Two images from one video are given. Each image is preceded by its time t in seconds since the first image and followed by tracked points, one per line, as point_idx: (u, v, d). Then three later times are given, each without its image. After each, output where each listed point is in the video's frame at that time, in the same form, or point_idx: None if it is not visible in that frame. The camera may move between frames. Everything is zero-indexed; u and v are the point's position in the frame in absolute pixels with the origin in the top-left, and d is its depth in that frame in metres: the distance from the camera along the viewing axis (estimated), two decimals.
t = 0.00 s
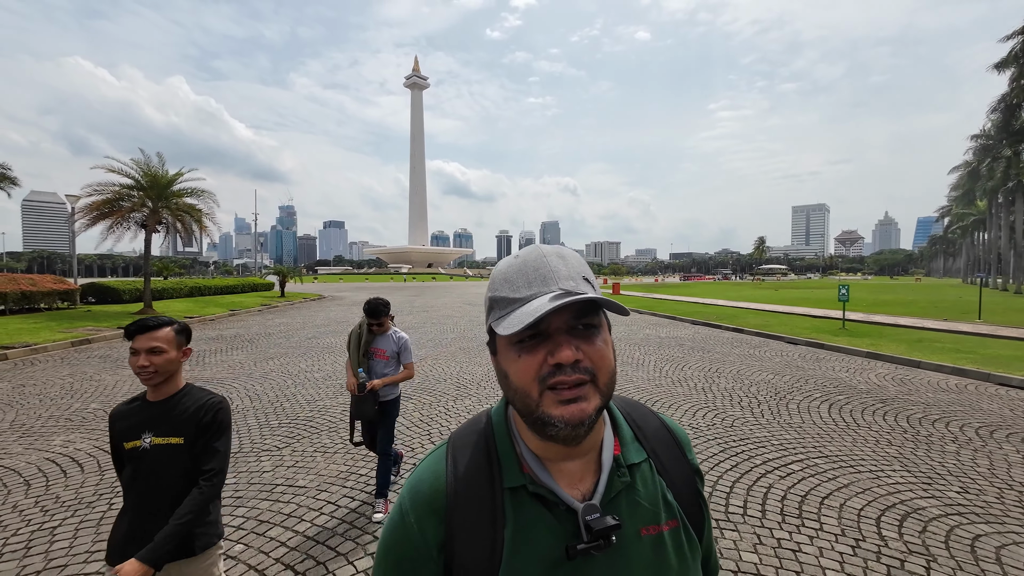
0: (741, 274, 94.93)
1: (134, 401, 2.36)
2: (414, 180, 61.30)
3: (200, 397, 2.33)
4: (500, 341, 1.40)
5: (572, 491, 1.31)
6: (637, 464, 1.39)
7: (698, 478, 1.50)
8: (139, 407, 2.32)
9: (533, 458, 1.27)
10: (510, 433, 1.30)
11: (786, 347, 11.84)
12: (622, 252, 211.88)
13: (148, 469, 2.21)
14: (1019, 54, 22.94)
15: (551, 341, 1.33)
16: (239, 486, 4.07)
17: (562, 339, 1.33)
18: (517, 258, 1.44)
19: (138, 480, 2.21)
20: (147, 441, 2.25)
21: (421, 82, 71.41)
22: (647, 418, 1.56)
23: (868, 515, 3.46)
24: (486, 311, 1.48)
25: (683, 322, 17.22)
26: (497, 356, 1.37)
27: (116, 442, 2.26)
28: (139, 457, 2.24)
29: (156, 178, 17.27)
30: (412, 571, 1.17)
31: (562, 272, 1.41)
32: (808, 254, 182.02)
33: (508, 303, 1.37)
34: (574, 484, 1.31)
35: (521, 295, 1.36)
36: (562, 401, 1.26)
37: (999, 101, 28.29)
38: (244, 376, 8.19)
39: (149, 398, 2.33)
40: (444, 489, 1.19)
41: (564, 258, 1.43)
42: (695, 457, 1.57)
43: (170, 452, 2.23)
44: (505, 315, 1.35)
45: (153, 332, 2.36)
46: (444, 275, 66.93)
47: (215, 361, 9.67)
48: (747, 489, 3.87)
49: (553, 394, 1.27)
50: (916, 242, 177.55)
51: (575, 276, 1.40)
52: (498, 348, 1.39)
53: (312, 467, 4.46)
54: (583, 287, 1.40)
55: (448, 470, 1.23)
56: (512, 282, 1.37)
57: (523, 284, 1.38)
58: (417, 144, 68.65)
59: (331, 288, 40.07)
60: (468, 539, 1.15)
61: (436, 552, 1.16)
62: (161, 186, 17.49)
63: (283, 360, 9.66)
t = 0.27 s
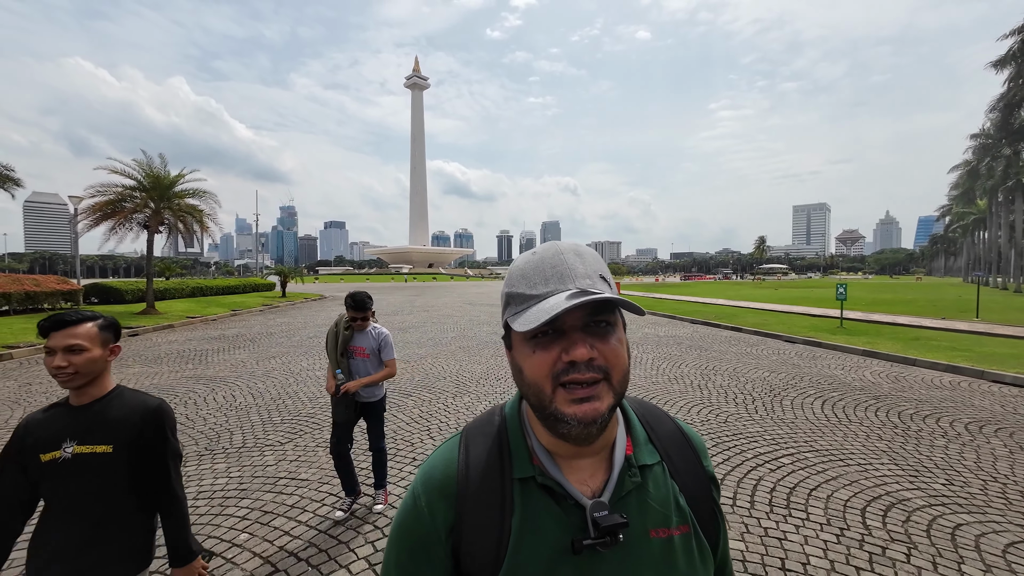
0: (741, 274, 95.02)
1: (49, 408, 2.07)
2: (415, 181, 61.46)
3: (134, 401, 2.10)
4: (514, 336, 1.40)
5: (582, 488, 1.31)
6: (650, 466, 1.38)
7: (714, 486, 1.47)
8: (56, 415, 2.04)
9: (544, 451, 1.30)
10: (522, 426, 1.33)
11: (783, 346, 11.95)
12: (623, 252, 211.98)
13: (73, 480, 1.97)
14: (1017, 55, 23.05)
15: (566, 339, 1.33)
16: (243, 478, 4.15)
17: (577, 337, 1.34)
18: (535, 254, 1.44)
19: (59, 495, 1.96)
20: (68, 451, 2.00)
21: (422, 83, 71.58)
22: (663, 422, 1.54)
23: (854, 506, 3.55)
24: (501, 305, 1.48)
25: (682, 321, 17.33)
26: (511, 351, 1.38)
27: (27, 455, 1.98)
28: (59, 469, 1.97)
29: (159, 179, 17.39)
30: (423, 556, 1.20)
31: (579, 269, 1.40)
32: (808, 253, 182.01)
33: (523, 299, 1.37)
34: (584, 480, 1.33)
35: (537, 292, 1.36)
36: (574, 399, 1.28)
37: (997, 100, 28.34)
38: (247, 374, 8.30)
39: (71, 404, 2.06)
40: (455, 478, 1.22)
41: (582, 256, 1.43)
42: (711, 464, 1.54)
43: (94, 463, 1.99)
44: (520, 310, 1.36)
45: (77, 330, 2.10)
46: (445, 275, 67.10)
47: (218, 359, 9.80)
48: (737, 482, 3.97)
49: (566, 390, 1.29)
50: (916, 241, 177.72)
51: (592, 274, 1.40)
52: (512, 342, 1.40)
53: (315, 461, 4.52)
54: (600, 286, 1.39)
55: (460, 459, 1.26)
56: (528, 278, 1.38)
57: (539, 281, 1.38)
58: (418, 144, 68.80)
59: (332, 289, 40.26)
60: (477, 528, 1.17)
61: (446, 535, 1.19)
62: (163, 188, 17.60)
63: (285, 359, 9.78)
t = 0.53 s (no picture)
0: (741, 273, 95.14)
1: None
2: (414, 181, 61.63)
3: (57, 435, 1.97)
4: (522, 342, 1.43)
5: (588, 500, 1.31)
6: (659, 480, 1.37)
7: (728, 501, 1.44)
8: None
9: (549, 459, 1.30)
10: (529, 435, 1.33)
11: (779, 345, 12.05)
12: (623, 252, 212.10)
13: None
14: (1012, 55, 23.19)
15: (573, 344, 1.35)
16: (244, 475, 4.26)
17: (583, 343, 1.35)
18: (544, 259, 1.47)
19: None
20: None
21: (421, 84, 71.72)
22: (676, 433, 1.52)
23: (835, 500, 3.67)
24: (509, 310, 1.51)
25: (679, 321, 17.45)
26: (519, 356, 1.40)
27: None
28: None
29: (159, 182, 17.52)
30: (426, 562, 1.21)
31: (587, 275, 1.42)
32: (808, 253, 182.18)
33: (531, 304, 1.40)
34: (591, 492, 1.32)
35: (544, 296, 1.39)
36: (580, 405, 1.28)
37: (994, 100, 28.41)
38: (247, 374, 8.43)
39: None
40: (459, 484, 1.23)
41: (590, 261, 1.45)
42: (727, 478, 1.51)
43: (18, 511, 1.90)
44: (528, 313, 1.39)
45: None
46: (444, 276, 67.31)
47: (219, 360, 9.93)
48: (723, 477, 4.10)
49: (572, 397, 1.29)
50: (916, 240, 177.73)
51: (600, 280, 1.42)
52: (519, 348, 1.42)
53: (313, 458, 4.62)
54: (608, 292, 1.42)
55: (465, 467, 1.26)
56: (536, 283, 1.41)
57: (547, 286, 1.40)
58: (417, 145, 68.97)
59: (333, 290, 40.45)
60: (479, 537, 1.16)
61: (448, 543, 1.19)
62: (164, 191, 17.72)
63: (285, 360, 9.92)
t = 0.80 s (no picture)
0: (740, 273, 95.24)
1: None
2: (414, 183, 61.78)
3: None
4: (528, 336, 1.39)
5: (596, 495, 1.29)
6: (672, 478, 1.32)
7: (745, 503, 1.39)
8: None
9: (557, 455, 1.27)
10: (536, 430, 1.31)
11: (775, 344, 12.14)
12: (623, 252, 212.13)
13: None
14: (1007, 54, 23.32)
15: (578, 341, 1.31)
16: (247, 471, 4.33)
17: (588, 339, 1.30)
18: (549, 252, 1.41)
19: None
20: None
21: (420, 85, 71.87)
22: (691, 432, 1.46)
23: (820, 493, 3.79)
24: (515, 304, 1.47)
25: (678, 320, 17.55)
26: (524, 351, 1.37)
27: None
28: None
29: (161, 185, 17.67)
30: (432, 555, 1.20)
31: (593, 268, 1.36)
32: (808, 252, 182.34)
33: (535, 299, 1.35)
34: (599, 488, 1.29)
35: (548, 291, 1.33)
36: (584, 403, 1.24)
37: (989, 100, 28.57)
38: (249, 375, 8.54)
39: None
40: (466, 477, 1.23)
41: (597, 255, 1.39)
42: (744, 478, 1.45)
43: None
44: (531, 309, 1.35)
45: None
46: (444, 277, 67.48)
47: (221, 361, 10.04)
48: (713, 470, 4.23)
49: (577, 395, 1.25)
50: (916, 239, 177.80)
51: (606, 273, 1.36)
52: (525, 342, 1.39)
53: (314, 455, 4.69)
54: (615, 287, 1.35)
55: (472, 457, 1.26)
56: (541, 277, 1.35)
57: (551, 280, 1.34)
58: (417, 146, 69.12)
59: (333, 292, 40.59)
60: (486, 530, 1.17)
61: (453, 535, 1.19)
62: (165, 193, 17.89)
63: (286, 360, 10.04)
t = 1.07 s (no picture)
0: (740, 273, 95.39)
1: None
2: (414, 183, 61.89)
3: None
4: (524, 324, 1.36)
5: (592, 483, 1.26)
6: (666, 465, 1.30)
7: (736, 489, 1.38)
8: None
9: (554, 442, 1.25)
10: (532, 417, 1.29)
11: (772, 342, 12.26)
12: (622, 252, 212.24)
13: None
14: (1004, 55, 23.45)
15: (574, 330, 1.28)
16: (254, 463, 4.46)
17: (583, 329, 1.28)
18: (546, 241, 1.36)
19: None
20: None
21: (420, 85, 71.97)
22: (684, 419, 1.44)
23: (807, 482, 3.93)
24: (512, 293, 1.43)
25: (677, 319, 17.66)
26: (520, 339, 1.34)
27: None
28: None
29: (163, 187, 17.78)
30: (429, 543, 1.18)
31: (591, 258, 1.33)
32: (808, 251, 182.51)
33: (532, 288, 1.31)
34: (596, 476, 1.26)
35: (546, 280, 1.29)
36: (580, 392, 1.22)
37: (986, 99, 28.68)
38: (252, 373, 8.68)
39: None
40: (465, 464, 1.21)
41: (595, 244, 1.35)
42: (735, 464, 1.44)
43: None
44: (528, 298, 1.31)
45: None
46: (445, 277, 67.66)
47: (224, 360, 10.17)
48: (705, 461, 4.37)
49: (572, 384, 1.23)
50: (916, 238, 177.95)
51: (603, 262, 1.33)
52: (522, 331, 1.36)
53: (319, 448, 4.83)
54: (612, 276, 1.32)
55: (471, 445, 1.24)
56: (537, 266, 1.31)
57: (548, 269, 1.31)
58: (417, 146, 69.26)
59: (333, 292, 40.77)
60: (487, 517, 1.15)
61: (453, 522, 1.17)
62: (167, 194, 17.99)
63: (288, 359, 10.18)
